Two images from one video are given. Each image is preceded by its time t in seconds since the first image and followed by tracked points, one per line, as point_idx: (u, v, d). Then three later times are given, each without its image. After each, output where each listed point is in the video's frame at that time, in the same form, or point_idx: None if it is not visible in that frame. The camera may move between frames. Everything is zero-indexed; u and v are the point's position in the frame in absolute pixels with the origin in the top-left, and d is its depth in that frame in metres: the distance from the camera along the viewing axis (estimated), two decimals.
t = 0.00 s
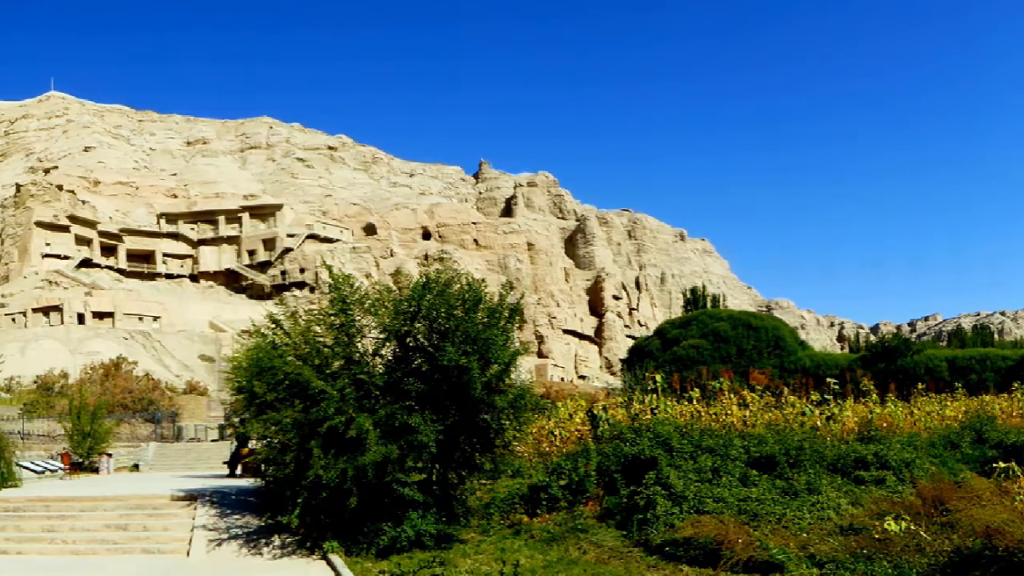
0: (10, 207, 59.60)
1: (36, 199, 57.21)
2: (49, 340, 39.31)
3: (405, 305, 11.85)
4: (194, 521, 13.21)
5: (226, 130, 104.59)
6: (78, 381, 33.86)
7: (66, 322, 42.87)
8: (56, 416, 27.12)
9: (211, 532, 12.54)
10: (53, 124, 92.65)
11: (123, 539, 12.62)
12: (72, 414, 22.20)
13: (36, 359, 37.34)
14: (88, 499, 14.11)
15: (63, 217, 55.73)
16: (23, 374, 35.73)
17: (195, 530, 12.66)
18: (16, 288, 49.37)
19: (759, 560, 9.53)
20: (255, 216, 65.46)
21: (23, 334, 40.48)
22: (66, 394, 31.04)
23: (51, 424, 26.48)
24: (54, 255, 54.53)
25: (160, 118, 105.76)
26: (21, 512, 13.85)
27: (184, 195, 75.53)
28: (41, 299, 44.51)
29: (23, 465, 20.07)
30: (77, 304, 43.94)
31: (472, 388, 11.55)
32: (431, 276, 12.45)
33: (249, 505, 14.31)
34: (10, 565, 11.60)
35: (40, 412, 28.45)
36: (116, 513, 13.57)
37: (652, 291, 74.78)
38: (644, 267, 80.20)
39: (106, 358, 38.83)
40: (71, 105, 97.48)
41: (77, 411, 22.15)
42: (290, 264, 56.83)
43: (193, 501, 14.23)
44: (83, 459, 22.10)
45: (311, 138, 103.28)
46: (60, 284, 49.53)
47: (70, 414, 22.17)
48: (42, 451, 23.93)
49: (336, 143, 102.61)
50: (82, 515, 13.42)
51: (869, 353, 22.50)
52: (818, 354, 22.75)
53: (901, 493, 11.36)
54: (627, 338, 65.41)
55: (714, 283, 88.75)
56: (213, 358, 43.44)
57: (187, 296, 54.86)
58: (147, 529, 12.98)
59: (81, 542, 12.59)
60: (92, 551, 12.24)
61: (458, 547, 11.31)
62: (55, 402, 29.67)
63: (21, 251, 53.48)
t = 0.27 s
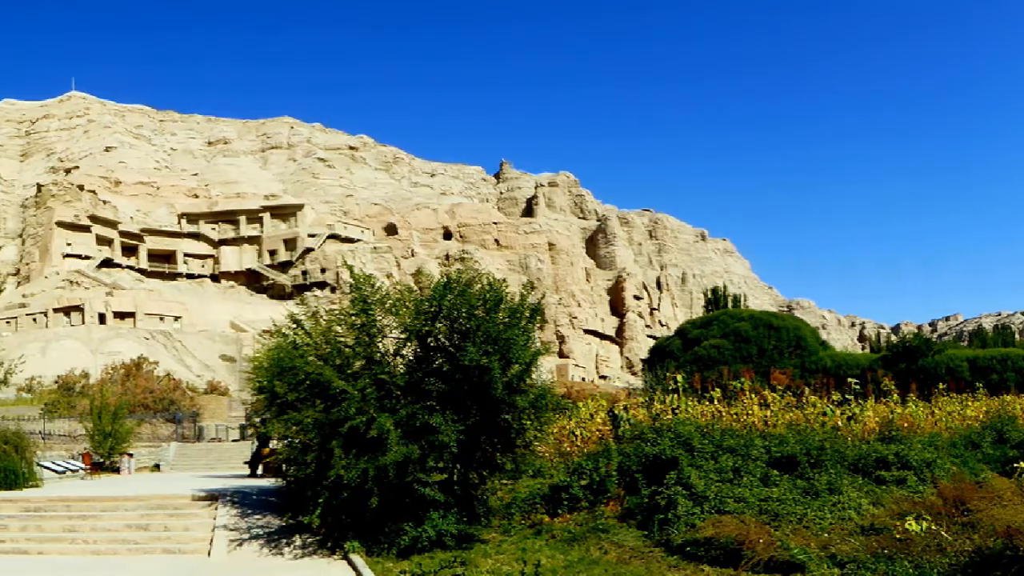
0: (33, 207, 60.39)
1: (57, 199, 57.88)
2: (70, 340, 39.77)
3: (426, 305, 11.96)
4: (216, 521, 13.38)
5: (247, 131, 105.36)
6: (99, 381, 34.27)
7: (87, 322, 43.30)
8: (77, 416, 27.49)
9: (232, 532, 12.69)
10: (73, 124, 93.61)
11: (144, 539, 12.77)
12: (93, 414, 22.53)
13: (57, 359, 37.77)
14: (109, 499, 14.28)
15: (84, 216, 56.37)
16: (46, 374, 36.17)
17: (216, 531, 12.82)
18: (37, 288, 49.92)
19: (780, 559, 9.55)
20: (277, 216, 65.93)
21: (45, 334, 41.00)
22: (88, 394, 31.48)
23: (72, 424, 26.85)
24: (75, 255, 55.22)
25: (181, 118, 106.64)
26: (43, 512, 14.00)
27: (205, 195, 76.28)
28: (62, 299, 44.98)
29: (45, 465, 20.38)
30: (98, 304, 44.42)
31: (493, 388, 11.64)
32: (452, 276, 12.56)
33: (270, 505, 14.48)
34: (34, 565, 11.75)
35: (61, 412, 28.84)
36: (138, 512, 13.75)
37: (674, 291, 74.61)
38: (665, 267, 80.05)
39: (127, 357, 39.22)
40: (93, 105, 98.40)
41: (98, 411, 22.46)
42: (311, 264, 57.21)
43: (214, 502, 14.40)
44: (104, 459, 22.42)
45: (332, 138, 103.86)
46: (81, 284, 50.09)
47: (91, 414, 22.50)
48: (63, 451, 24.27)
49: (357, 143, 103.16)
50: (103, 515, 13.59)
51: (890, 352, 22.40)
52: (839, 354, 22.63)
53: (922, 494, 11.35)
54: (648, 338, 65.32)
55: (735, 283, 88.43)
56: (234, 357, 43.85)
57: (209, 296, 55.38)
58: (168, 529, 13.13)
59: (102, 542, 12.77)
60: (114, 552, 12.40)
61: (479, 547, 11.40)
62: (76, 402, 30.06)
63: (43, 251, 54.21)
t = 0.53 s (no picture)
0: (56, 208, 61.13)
1: (78, 199, 58.49)
2: (92, 340, 40.23)
3: (448, 305, 12.07)
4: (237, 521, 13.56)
5: (269, 131, 106.08)
6: (121, 381, 34.70)
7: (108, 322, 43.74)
8: (99, 416, 27.86)
9: (254, 532, 12.86)
10: (94, 124, 94.46)
11: (165, 540, 12.95)
12: (116, 414, 22.85)
13: (78, 359, 38.21)
14: (131, 499, 14.47)
15: (105, 216, 56.97)
16: (68, 374, 36.61)
17: (238, 530, 12.99)
18: (58, 287, 50.45)
19: (801, 559, 9.59)
20: (299, 216, 66.38)
21: (68, 334, 41.51)
22: (110, 394, 31.90)
23: (94, 424, 27.20)
24: (98, 256, 55.99)
25: (203, 118, 107.49)
26: (65, 512, 14.17)
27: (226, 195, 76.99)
28: (83, 299, 45.48)
29: (67, 465, 20.67)
30: (120, 304, 44.95)
31: (515, 387, 11.73)
32: (474, 276, 12.67)
33: (292, 505, 14.67)
34: (57, 565, 11.93)
35: (83, 412, 29.21)
36: (158, 513, 13.93)
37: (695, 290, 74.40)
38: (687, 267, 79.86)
39: (148, 357, 39.65)
40: (114, 105, 99.26)
41: (120, 411, 22.78)
42: (332, 264, 57.57)
43: (236, 501, 14.58)
44: (126, 459, 22.75)
45: (354, 138, 104.38)
46: (102, 284, 50.62)
47: (113, 414, 22.82)
48: (84, 451, 24.61)
49: (379, 143, 103.63)
50: (125, 515, 13.77)
51: (912, 352, 22.28)
52: (861, 354, 22.50)
53: (944, 493, 11.34)
54: (669, 338, 65.17)
55: (757, 283, 88.06)
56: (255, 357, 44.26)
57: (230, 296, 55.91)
58: (190, 529, 13.31)
59: (124, 542, 12.95)
60: (136, 552, 12.57)
61: (501, 547, 11.49)
62: (98, 402, 30.46)
63: (65, 251, 54.90)
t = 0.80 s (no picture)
0: (78, 207, 61.80)
1: (101, 199, 59.15)
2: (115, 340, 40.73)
3: (470, 305, 12.21)
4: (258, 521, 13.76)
5: (292, 131, 106.94)
6: (144, 381, 35.11)
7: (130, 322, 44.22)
8: (121, 416, 28.27)
9: (276, 532, 13.05)
10: (117, 125, 95.49)
11: (188, 539, 13.15)
12: (138, 414, 23.19)
13: (100, 358, 38.68)
14: (153, 499, 14.72)
15: (127, 216, 57.57)
16: (90, 374, 36.99)
17: (261, 530, 13.17)
18: (81, 287, 51.01)
19: (823, 560, 9.63)
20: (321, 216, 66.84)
21: (90, 334, 42.02)
22: (133, 394, 32.36)
23: (116, 424, 27.58)
24: (120, 255, 56.44)
25: (225, 119, 108.39)
26: (87, 512, 14.37)
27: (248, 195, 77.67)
28: (106, 299, 46.00)
29: (90, 464, 21.00)
30: (142, 304, 45.48)
31: (537, 387, 11.83)
32: (496, 276, 12.81)
33: (314, 505, 14.87)
34: (81, 564, 12.13)
35: (106, 412, 29.64)
36: (180, 513, 14.14)
37: (718, 290, 74.11)
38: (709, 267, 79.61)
39: (171, 358, 40.10)
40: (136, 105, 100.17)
41: (143, 411, 23.13)
42: (355, 264, 57.92)
43: (258, 502, 14.78)
44: (148, 459, 23.11)
45: (376, 138, 104.89)
46: (125, 284, 51.17)
47: (136, 414, 23.17)
48: (107, 451, 24.97)
49: (401, 143, 104.09)
50: (147, 515, 13.96)
51: (934, 353, 22.23)
52: (884, 354, 22.42)
53: (966, 494, 11.32)
54: (691, 338, 64.99)
55: (779, 283, 87.60)
56: (277, 357, 44.68)
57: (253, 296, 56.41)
58: (213, 529, 13.51)
59: (146, 542, 13.14)
60: (158, 551, 12.77)
61: (523, 547, 11.61)
62: (120, 403, 30.95)
63: (88, 251, 55.43)
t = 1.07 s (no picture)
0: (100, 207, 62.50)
1: (123, 200, 59.76)
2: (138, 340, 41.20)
3: (492, 305, 12.34)
4: (280, 521, 13.93)
5: (314, 131, 107.60)
6: (166, 381, 35.52)
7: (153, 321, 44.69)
8: (143, 416, 28.64)
9: (298, 532, 13.22)
10: (139, 125, 96.39)
11: (210, 539, 13.35)
12: (161, 415, 23.51)
13: (123, 358, 39.12)
14: (176, 499, 14.90)
15: (150, 217, 58.15)
16: (112, 374, 37.39)
17: (283, 530, 13.35)
18: (103, 287, 51.56)
19: (846, 559, 9.66)
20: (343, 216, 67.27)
21: (113, 334, 42.52)
22: (155, 394, 32.79)
23: (138, 424, 27.94)
24: (142, 255, 56.96)
25: (248, 119, 109.26)
26: (110, 512, 14.56)
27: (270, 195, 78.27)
28: (128, 300, 46.49)
29: (113, 464, 21.32)
30: (164, 304, 45.95)
31: (559, 387, 11.93)
32: (518, 276, 12.93)
33: (336, 505, 15.05)
34: (104, 565, 12.32)
35: (128, 412, 30.05)
36: (202, 513, 14.33)
37: (740, 290, 73.78)
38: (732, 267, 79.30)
39: (193, 358, 40.51)
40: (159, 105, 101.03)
41: (166, 412, 23.44)
42: (377, 264, 58.24)
43: (280, 502, 14.97)
44: (171, 459, 23.43)
45: (398, 138, 105.35)
46: (147, 284, 51.70)
47: (158, 414, 23.50)
48: (130, 451, 25.31)
49: (423, 143, 104.49)
50: (169, 515, 14.16)
51: (957, 353, 22.09)
52: (906, 354, 22.34)
53: (989, 494, 11.32)
54: (714, 338, 64.77)
55: (802, 283, 87.11)
56: (300, 357, 45.05)
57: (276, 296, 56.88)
58: (235, 529, 13.70)
59: (169, 542, 13.34)
60: (181, 552, 12.96)
61: (545, 547, 11.70)
62: (143, 403, 31.35)
63: (110, 251, 55.97)
